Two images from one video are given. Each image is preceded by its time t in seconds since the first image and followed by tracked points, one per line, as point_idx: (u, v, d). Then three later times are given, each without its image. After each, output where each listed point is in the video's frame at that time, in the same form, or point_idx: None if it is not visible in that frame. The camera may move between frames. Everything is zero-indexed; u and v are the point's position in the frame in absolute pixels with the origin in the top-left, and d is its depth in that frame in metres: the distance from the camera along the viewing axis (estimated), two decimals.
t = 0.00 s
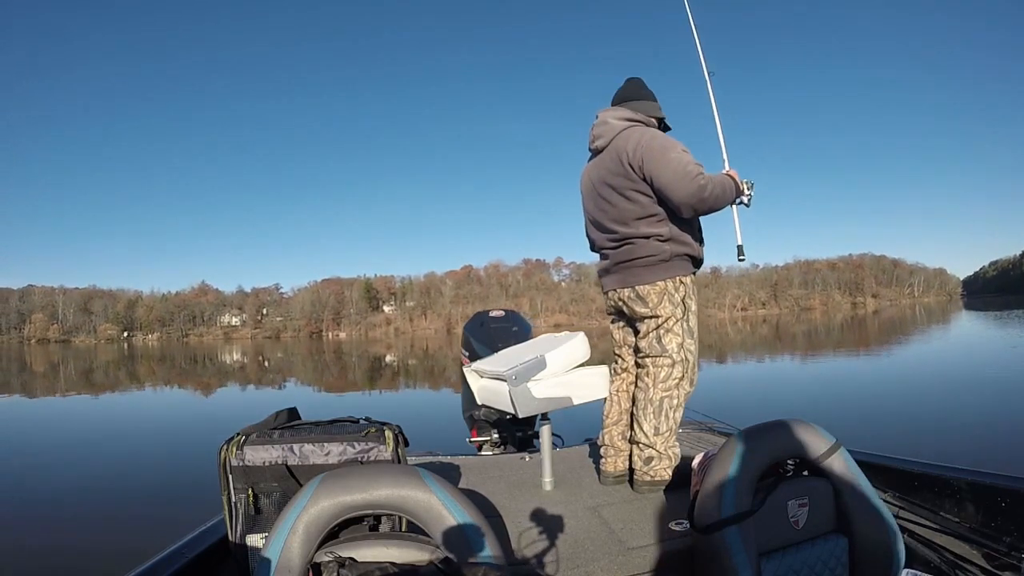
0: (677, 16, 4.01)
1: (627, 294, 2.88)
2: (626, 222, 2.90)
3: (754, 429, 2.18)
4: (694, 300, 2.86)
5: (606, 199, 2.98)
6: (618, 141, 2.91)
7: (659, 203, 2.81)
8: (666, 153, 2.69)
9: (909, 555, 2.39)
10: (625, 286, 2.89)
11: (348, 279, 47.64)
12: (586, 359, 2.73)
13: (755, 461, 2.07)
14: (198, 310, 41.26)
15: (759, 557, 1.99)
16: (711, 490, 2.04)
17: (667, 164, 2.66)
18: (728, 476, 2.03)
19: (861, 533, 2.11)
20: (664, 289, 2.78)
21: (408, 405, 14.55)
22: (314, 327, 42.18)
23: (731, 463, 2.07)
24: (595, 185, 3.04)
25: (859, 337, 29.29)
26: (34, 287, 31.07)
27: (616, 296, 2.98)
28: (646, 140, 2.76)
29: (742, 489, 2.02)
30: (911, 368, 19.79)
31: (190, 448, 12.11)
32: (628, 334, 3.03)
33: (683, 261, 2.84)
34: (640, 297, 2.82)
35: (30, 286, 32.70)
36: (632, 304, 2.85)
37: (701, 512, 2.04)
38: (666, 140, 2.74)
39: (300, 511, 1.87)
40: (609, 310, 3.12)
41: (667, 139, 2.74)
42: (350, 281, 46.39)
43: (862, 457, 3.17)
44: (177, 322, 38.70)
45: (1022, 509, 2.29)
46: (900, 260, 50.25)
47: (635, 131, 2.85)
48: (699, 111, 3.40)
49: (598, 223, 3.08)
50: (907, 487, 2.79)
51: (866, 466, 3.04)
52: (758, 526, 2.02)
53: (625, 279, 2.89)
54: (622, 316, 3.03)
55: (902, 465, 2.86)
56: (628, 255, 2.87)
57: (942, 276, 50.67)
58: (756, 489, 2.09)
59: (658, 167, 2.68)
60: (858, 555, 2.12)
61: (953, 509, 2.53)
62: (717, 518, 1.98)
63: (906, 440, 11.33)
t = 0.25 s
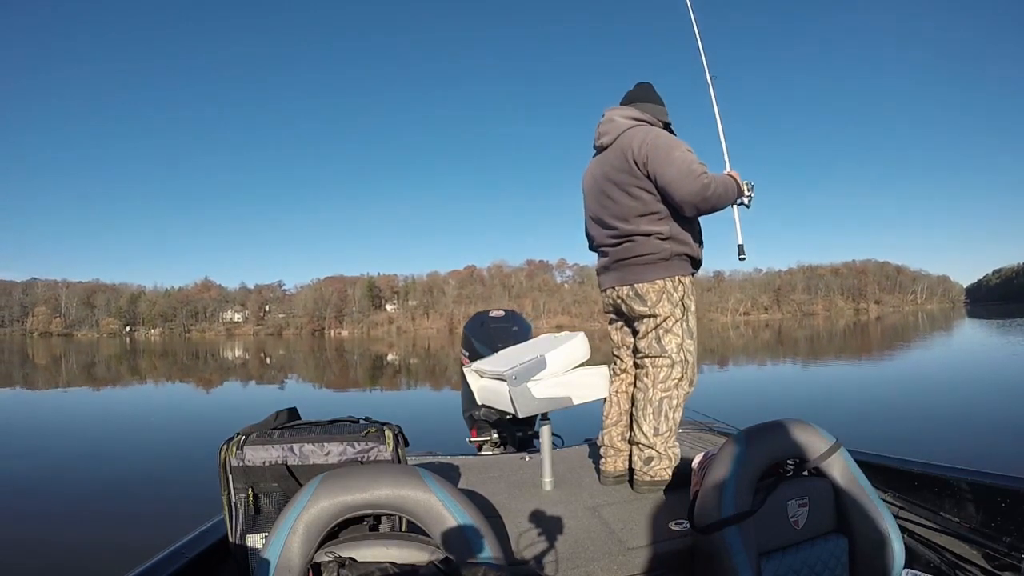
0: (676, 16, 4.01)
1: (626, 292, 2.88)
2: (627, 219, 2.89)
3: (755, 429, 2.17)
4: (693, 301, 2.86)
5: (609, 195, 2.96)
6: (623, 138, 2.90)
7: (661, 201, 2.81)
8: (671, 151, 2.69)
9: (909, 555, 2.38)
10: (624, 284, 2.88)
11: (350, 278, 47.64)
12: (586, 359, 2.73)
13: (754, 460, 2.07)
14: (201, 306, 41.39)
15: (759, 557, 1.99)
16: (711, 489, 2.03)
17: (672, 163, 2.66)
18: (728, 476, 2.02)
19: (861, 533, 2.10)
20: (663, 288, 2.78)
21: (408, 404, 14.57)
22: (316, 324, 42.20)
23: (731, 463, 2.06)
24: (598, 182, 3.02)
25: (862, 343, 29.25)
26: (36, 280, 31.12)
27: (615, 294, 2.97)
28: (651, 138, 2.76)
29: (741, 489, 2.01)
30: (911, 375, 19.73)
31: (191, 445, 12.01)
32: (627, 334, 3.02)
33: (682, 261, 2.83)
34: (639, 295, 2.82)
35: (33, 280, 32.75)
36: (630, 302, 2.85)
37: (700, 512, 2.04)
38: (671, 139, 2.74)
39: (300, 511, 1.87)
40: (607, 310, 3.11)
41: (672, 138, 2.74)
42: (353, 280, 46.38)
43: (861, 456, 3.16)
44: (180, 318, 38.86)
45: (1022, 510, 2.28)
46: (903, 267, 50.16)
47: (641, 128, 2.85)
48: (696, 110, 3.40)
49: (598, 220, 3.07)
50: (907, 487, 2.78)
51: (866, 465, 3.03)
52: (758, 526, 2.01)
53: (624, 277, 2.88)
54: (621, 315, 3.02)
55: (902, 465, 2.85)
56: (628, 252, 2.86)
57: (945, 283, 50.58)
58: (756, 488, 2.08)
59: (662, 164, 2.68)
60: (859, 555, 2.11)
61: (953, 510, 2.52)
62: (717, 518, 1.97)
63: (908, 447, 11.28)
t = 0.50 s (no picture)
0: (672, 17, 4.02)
1: (619, 291, 2.88)
2: (624, 216, 2.89)
3: (754, 429, 2.18)
4: (688, 301, 2.86)
5: (606, 192, 2.96)
6: (623, 136, 2.90)
7: (658, 200, 2.81)
8: (671, 150, 2.69)
9: (908, 556, 2.38)
10: (618, 282, 2.88)
11: (352, 277, 47.65)
12: (586, 360, 2.73)
13: (754, 460, 2.06)
14: (203, 305, 41.48)
15: (759, 558, 1.98)
16: (711, 490, 2.03)
17: (671, 162, 2.66)
18: (728, 476, 2.02)
19: (861, 533, 2.10)
20: (657, 288, 2.78)
21: (407, 404, 14.56)
22: (318, 324, 42.21)
23: (731, 463, 2.06)
24: (596, 179, 3.02)
25: (863, 345, 29.19)
26: (38, 279, 31.17)
27: (609, 292, 2.97)
28: (651, 136, 2.76)
29: (741, 489, 2.01)
30: (912, 377, 19.67)
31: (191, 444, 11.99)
32: (622, 334, 3.03)
33: (677, 261, 2.83)
34: (633, 294, 2.82)
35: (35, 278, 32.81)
36: (625, 302, 2.85)
37: (700, 512, 2.04)
38: (672, 138, 2.74)
39: (300, 511, 1.87)
40: (602, 309, 3.11)
41: (672, 137, 2.75)
42: (354, 279, 46.37)
43: (861, 456, 3.15)
44: (181, 317, 38.97)
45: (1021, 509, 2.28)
46: (906, 268, 50.00)
47: (642, 127, 2.85)
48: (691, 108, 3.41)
49: (595, 218, 3.07)
50: (907, 487, 2.78)
51: (866, 466, 3.02)
52: (757, 525, 2.01)
53: (619, 275, 2.88)
54: (616, 315, 3.02)
55: (901, 465, 2.84)
56: (624, 250, 2.86)
57: (947, 285, 50.43)
58: (756, 488, 2.08)
59: (661, 162, 2.68)
60: (859, 555, 2.11)
61: (953, 510, 2.52)
62: (717, 518, 1.97)
63: (909, 449, 11.24)
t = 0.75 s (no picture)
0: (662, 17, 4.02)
1: (613, 290, 2.87)
2: (617, 215, 2.88)
3: (754, 429, 2.17)
4: (681, 302, 2.86)
5: (601, 191, 2.95)
6: (618, 135, 2.90)
7: (653, 199, 2.81)
8: (670, 148, 2.68)
9: (909, 556, 2.37)
10: (611, 281, 2.88)
11: (353, 278, 47.65)
12: (585, 360, 2.72)
13: (754, 461, 2.06)
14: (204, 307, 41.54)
15: (759, 557, 1.98)
16: (711, 491, 2.03)
17: (668, 160, 2.66)
18: (728, 476, 2.02)
19: (862, 533, 2.09)
20: (651, 287, 2.78)
21: (408, 405, 14.55)
22: (319, 325, 42.21)
23: (731, 463, 2.06)
24: (591, 178, 3.02)
25: (865, 341, 29.14)
26: (39, 283, 31.18)
27: (602, 292, 2.96)
28: (648, 134, 2.76)
29: (741, 490, 2.01)
30: (914, 373, 19.63)
31: (189, 445, 12.03)
32: (617, 336, 3.02)
33: (670, 261, 2.84)
34: (626, 294, 2.82)
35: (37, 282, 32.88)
36: (619, 302, 2.85)
37: (700, 512, 2.04)
38: (668, 137, 2.74)
39: (300, 511, 1.87)
40: (596, 309, 3.11)
41: (669, 136, 2.75)
42: (355, 280, 46.35)
43: (860, 456, 3.15)
44: (183, 319, 39.05)
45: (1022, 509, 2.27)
46: (907, 264, 49.91)
47: (639, 125, 2.85)
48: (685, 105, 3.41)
49: (588, 217, 3.07)
50: (907, 487, 2.77)
51: (866, 466, 3.02)
52: (757, 526, 2.01)
53: (612, 273, 2.87)
54: (609, 315, 3.03)
55: (901, 465, 2.84)
56: (617, 248, 2.86)
57: (948, 280, 50.35)
58: (756, 489, 2.08)
59: (658, 161, 2.68)
60: (860, 555, 2.10)
61: (954, 510, 2.51)
62: (717, 519, 1.97)
63: (911, 446, 11.20)
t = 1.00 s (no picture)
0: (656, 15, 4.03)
1: (612, 291, 2.87)
2: (615, 215, 2.89)
3: (754, 428, 2.17)
4: (681, 301, 2.87)
5: (597, 191, 2.96)
6: (615, 133, 2.90)
7: (651, 197, 2.82)
8: (669, 146, 2.70)
9: (909, 555, 2.37)
10: (611, 283, 2.88)
11: (354, 279, 47.71)
12: (585, 360, 2.73)
13: (754, 460, 2.06)
14: (206, 310, 41.60)
15: (759, 557, 1.99)
16: (711, 491, 2.03)
17: (668, 159, 2.68)
18: (728, 475, 2.03)
19: (861, 533, 2.10)
20: (651, 287, 2.79)
21: (410, 405, 14.56)
22: (320, 326, 42.26)
23: (730, 462, 2.06)
24: (588, 177, 3.02)
25: (866, 337, 29.08)
26: (40, 287, 31.21)
27: (601, 293, 2.96)
28: (645, 133, 2.77)
29: (741, 489, 2.01)
30: (916, 369, 19.59)
31: (191, 448, 12.10)
32: (617, 337, 3.03)
33: (669, 260, 2.85)
34: (626, 295, 2.82)
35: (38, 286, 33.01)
36: (618, 302, 2.85)
37: (700, 511, 2.04)
38: (667, 134, 2.75)
39: (300, 512, 1.88)
40: (595, 310, 3.11)
41: (667, 134, 2.76)
42: (356, 281, 46.39)
43: (860, 456, 3.14)
44: (184, 322, 39.14)
45: (1022, 509, 2.27)
46: (907, 259, 49.80)
47: (635, 123, 2.86)
48: (680, 104, 3.42)
49: (585, 217, 3.06)
50: (907, 487, 2.77)
51: (865, 466, 3.02)
52: (757, 526, 2.01)
53: (612, 274, 2.87)
54: (608, 316, 3.03)
55: (901, 465, 2.83)
56: (616, 248, 2.86)
57: (949, 275, 50.24)
58: (755, 489, 2.08)
59: (658, 159, 2.69)
60: (859, 555, 2.10)
61: (953, 509, 2.51)
62: (717, 519, 1.97)
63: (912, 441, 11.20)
